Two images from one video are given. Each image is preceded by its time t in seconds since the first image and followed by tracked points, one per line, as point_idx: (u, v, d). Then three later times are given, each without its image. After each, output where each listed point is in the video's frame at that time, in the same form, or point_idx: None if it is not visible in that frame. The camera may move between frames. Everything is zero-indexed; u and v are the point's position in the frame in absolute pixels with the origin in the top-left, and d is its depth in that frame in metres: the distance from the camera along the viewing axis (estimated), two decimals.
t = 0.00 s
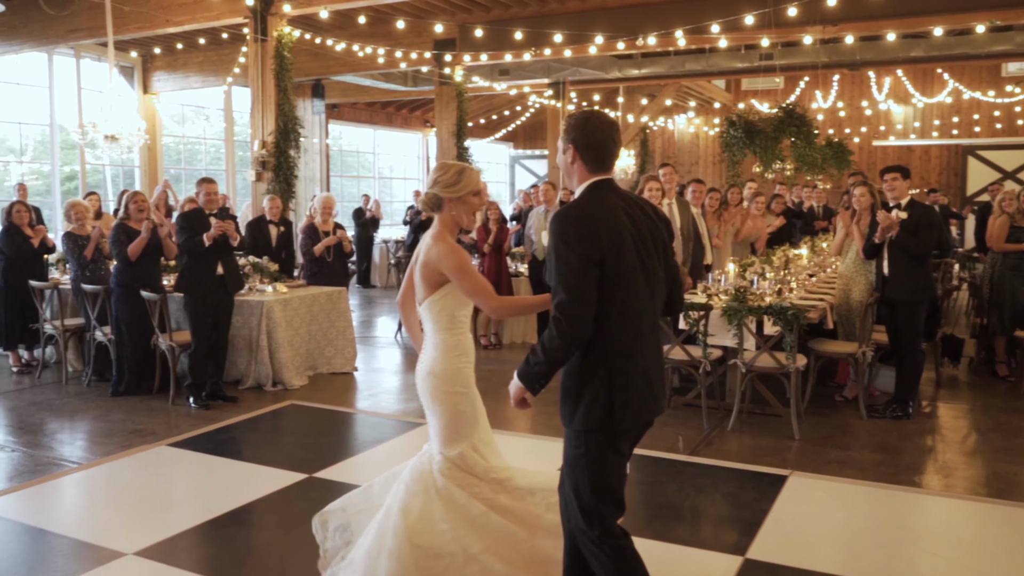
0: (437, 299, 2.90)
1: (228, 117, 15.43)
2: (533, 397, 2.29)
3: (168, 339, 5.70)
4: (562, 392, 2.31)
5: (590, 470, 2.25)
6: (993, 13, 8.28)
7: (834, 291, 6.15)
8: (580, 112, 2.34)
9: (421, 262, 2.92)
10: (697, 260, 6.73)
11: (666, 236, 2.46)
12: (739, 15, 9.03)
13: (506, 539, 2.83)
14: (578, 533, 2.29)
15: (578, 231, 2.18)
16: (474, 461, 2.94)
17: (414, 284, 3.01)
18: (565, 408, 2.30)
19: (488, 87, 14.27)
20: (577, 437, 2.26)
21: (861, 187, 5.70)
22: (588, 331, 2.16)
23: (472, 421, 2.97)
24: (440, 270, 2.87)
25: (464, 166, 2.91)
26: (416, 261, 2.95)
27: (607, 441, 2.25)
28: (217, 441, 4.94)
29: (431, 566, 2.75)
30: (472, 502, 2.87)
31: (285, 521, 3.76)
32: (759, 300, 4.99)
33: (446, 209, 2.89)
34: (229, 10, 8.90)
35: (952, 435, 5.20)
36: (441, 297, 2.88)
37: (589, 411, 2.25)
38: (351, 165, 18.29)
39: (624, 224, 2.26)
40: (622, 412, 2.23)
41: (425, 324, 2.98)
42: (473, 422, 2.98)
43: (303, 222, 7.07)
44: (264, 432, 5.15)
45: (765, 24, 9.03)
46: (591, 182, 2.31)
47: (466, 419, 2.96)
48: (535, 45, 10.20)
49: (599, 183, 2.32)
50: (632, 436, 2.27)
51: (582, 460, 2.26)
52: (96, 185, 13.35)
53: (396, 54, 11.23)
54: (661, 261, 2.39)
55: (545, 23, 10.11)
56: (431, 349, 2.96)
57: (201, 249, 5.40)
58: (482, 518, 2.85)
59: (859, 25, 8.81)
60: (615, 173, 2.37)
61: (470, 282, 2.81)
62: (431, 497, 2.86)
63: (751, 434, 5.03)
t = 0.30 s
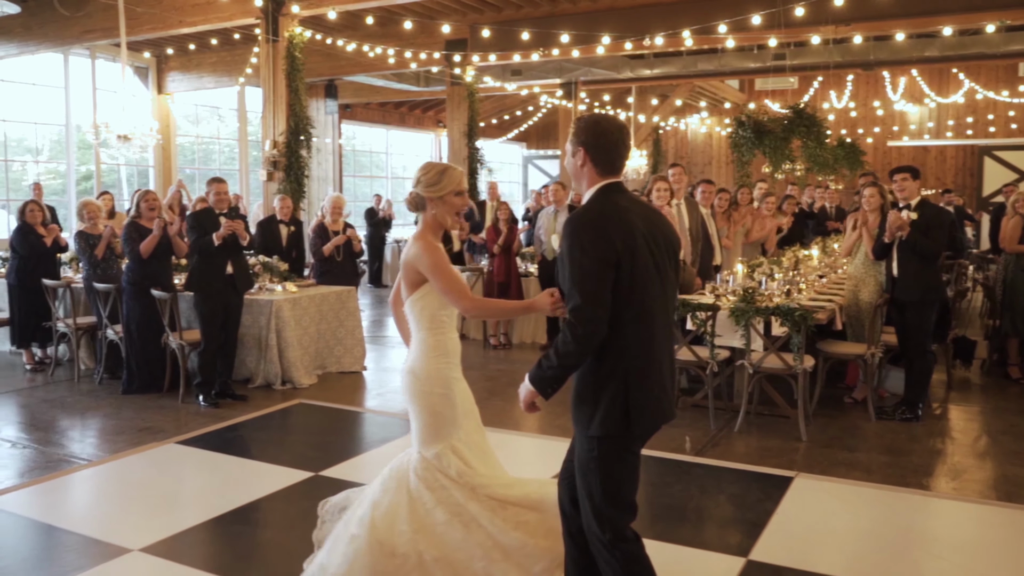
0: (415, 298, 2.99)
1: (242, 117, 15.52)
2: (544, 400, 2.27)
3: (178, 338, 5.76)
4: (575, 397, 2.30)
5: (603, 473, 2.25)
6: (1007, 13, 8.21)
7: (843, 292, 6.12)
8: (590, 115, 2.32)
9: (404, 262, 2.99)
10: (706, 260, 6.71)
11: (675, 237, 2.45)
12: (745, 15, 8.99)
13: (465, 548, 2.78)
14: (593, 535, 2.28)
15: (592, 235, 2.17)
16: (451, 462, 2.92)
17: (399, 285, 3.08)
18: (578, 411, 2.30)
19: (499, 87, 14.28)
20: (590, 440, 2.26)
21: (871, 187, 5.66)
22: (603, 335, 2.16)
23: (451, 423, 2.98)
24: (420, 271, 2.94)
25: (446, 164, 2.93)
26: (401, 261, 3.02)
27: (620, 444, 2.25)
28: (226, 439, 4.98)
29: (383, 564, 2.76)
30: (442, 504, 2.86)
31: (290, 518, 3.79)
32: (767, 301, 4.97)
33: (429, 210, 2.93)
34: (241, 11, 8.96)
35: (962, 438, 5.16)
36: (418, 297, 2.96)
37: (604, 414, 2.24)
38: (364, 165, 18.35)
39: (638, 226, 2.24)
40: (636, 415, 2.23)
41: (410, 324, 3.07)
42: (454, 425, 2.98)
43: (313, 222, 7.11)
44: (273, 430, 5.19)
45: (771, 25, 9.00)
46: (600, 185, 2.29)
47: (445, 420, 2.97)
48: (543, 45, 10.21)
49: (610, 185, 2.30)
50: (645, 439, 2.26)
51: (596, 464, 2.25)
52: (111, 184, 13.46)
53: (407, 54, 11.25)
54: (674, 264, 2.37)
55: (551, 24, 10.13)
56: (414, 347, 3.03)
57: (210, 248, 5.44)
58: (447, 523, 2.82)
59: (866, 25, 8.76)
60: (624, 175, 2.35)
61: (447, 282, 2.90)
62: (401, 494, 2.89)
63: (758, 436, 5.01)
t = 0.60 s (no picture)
0: (397, 297, 2.92)
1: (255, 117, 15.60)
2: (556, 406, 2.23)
3: (188, 337, 5.80)
4: (588, 402, 2.26)
5: (615, 477, 2.24)
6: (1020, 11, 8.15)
7: (853, 293, 6.09)
8: (600, 117, 2.27)
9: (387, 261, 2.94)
10: (715, 261, 6.69)
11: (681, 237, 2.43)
12: (753, 15, 8.96)
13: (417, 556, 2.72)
14: (603, 537, 2.28)
15: (608, 242, 2.12)
16: (427, 463, 2.81)
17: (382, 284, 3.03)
18: (590, 416, 2.27)
19: (510, 88, 14.29)
20: (602, 445, 2.25)
21: (880, 187, 5.64)
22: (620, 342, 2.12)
23: (431, 422, 2.86)
24: (402, 270, 2.89)
25: (432, 164, 2.90)
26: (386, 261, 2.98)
27: (633, 448, 2.23)
28: (235, 438, 5.01)
29: (342, 556, 2.76)
30: (411, 503, 2.78)
31: (296, 517, 3.80)
32: (775, 302, 4.95)
33: (414, 209, 2.89)
34: (252, 12, 9.02)
35: (972, 440, 5.12)
36: (397, 296, 2.91)
37: (617, 419, 2.22)
38: (377, 165, 18.40)
39: (652, 230, 2.20)
40: (649, 420, 2.21)
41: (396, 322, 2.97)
42: (433, 423, 2.87)
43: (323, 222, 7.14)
44: (282, 429, 5.22)
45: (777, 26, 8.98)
46: (611, 188, 2.26)
47: (423, 417, 2.87)
48: (550, 45, 10.21)
49: (620, 188, 2.26)
50: (656, 442, 2.25)
51: (608, 468, 2.24)
52: (125, 184, 13.58)
53: (419, 55, 11.28)
54: (684, 265, 2.35)
55: (557, 24, 10.13)
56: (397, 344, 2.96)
57: (220, 248, 5.49)
58: (407, 526, 2.76)
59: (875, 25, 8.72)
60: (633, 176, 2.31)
61: (425, 280, 2.83)
62: (375, 489, 2.85)
63: (765, 436, 5.00)
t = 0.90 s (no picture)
0: (379, 296, 2.91)
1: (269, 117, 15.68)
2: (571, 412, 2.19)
3: (199, 335, 5.85)
4: (600, 404, 2.25)
5: (626, 479, 2.23)
6: None
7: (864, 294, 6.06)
8: (612, 116, 2.26)
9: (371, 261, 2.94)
10: (725, 261, 6.67)
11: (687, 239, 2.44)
12: (762, 14, 8.92)
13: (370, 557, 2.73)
14: (610, 539, 2.27)
15: (628, 245, 2.12)
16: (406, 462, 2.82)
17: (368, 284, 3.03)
18: (600, 418, 2.25)
19: (522, 88, 14.28)
20: (614, 448, 2.23)
21: (892, 187, 5.60)
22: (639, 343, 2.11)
23: (416, 421, 2.87)
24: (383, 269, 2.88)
25: (415, 163, 2.90)
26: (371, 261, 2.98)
27: (644, 450, 2.23)
28: (244, 436, 5.04)
29: (310, 544, 2.79)
30: (382, 500, 2.80)
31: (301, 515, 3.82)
32: (784, 302, 4.93)
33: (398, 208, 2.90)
34: (265, 13, 9.08)
35: (983, 442, 5.08)
36: (379, 294, 2.89)
37: (629, 421, 2.21)
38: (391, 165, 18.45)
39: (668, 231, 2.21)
40: (662, 422, 2.21)
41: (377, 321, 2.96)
42: (419, 423, 2.87)
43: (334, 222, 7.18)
44: (290, 427, 5.24)
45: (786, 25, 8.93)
46: (622, 189, 2.26)
47: (410, 415, 2.87)
48: (558, 45, 10.21)
49: (633, 188, 2.26)
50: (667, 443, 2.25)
51: (619, 470, 2.23)
52: (140, 184, 13.69)
53: (430, 55, 11.31)
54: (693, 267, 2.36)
55: (565, 24, 10.12)
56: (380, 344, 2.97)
57: (231, 247, 5.53)
58: (369, 524, 2.77)
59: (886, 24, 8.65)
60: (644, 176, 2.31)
61: (405, 277, 2.82)
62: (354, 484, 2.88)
63: (774, 437, 4.98)
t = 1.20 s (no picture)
0: (365, 294, 2.95)
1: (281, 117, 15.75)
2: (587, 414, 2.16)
3: (208, 335, 5.89)
4: (611, 404, 2.23)
5: (635, 478, 2.23)
6: None
7: (873, 295, 6.04)
8: (622, 112, 2.25)
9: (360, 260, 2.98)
10: (734, 261, 6.65)
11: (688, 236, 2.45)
12: (768, 13, 8.88)
13: (327, 552, 2.70)
14: (618, 538, 2.27)
15: (647, 245, 2.11)
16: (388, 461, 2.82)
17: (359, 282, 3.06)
18: (609, 417, 2.24)
19: (533, 88, 14.29)
20: (624, 447, 2.23)
21: (901, 187, 5.57)
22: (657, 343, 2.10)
23: (404, 419, 2.88)
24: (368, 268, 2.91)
25: (402, 162, 2.90)
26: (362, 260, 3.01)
27: (653, 448, 2.23)
28: (252, 435, 5.07)
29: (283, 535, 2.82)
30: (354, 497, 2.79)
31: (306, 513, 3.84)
32: (791, 302, 4.91)
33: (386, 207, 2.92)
34: (275, 14, 9.13)
35: (992, 442, 5.04)
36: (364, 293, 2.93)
37: (641, 421, 2.20)
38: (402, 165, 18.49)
39: (680, 229, 2.21)
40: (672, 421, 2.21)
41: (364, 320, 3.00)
42: (409, 421, 2.88)
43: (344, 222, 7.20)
44: (298, 426, 5.27)
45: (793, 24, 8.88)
46: (631, 186, 2.25)
47: (398, 414, 2.89)
48: (564, 45, 10.21)
49: (643, 186, 2.26)
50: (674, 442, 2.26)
51: (630, 469, 2.23)
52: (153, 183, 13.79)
53: (440, 55, 11.33)
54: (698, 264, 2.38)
55: (570, 24, 10.12)
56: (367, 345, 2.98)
57: (239, 247, 5.56)
58: (337, 521, 2.76)
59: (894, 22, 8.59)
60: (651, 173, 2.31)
61: (388, 275, 2.83)
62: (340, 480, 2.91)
63: (780, 438, 4.96)
